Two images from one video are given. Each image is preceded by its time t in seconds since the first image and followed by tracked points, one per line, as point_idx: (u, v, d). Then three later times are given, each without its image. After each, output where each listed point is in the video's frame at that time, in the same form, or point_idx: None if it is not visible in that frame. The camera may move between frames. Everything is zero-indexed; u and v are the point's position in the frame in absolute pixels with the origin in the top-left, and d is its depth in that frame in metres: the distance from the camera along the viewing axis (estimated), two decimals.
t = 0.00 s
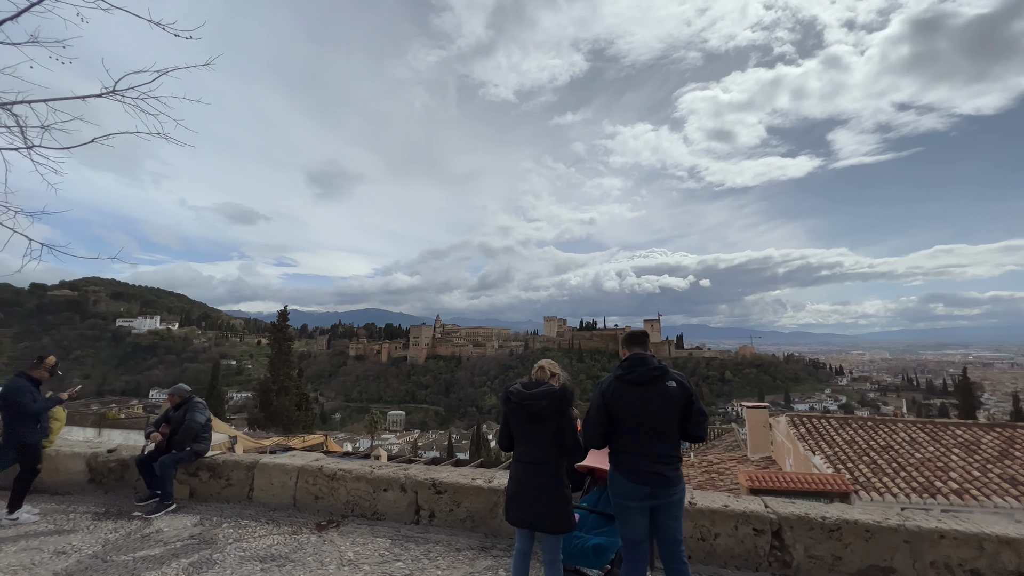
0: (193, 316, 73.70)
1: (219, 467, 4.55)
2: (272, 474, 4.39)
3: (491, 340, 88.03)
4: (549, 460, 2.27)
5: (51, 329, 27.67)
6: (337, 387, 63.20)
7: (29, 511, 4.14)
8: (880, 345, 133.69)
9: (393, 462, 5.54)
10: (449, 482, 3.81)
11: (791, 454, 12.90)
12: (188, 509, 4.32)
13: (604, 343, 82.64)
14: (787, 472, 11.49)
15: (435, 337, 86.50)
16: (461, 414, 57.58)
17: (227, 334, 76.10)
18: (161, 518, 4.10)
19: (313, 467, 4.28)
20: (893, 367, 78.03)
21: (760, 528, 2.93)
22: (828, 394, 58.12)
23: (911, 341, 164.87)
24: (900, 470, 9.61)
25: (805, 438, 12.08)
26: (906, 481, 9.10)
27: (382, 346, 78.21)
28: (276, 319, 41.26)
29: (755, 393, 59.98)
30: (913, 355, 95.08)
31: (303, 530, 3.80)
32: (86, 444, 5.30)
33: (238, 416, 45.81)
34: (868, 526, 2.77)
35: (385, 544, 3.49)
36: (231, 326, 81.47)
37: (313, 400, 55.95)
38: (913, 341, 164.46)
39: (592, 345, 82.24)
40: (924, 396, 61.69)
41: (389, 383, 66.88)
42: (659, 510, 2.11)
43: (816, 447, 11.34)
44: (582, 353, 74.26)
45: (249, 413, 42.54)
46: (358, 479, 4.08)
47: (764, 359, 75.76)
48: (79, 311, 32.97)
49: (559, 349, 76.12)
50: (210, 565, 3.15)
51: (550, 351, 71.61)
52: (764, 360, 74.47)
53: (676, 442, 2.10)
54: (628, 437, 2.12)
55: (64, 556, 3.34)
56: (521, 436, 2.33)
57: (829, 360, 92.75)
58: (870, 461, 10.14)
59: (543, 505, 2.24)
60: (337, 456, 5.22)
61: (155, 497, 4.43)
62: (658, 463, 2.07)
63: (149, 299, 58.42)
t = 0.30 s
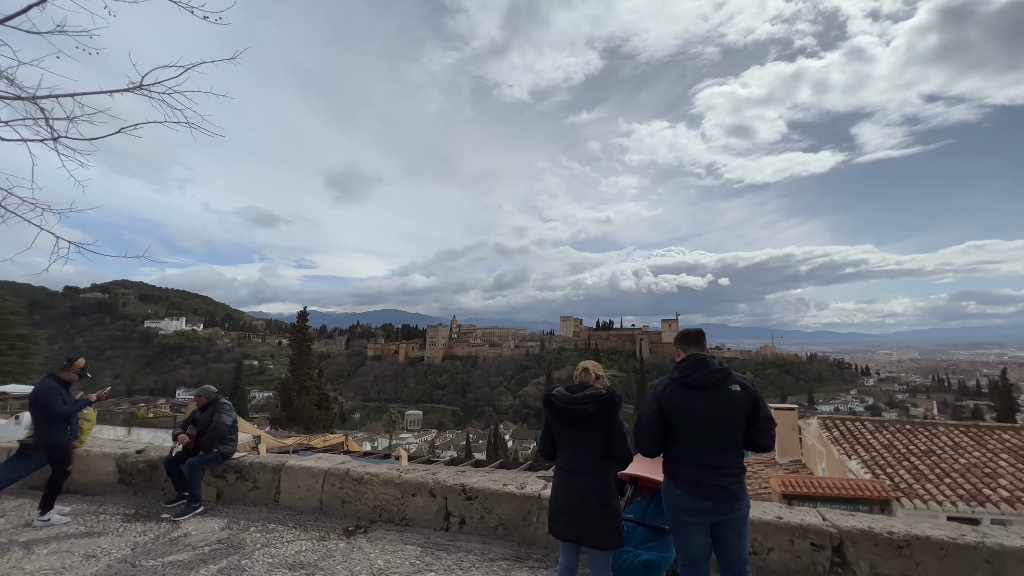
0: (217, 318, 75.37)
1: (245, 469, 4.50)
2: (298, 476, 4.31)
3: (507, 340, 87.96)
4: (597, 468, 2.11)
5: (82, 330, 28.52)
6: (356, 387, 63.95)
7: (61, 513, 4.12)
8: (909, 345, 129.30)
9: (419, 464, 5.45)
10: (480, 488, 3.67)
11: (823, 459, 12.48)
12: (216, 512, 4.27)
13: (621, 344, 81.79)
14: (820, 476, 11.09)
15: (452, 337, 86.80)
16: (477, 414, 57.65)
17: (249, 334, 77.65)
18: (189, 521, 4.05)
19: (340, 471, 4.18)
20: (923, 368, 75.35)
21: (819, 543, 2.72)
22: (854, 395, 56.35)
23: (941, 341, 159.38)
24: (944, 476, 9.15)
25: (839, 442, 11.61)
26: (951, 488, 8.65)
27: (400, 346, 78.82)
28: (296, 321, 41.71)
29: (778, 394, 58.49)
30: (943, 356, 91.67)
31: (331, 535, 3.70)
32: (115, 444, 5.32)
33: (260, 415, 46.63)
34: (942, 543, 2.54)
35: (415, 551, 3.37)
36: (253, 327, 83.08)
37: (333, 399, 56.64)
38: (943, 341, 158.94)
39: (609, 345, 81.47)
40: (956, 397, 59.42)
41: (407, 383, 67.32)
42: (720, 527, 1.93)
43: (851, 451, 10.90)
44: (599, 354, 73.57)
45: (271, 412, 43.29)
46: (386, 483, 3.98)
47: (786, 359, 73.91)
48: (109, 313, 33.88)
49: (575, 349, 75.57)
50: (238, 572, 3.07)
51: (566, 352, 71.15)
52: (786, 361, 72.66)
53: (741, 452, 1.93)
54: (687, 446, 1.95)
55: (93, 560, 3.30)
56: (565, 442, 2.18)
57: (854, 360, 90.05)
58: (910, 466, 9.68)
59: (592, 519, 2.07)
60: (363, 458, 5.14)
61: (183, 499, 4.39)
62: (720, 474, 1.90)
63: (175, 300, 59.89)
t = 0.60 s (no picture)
0: (239, 317, 76.94)
1: (271, 467, 4.44)
2: (324, 475, 4.24)
3: (523, 338, 87.81)
4: (650, 473, 1.95)
5: (111, 329, 29.37)
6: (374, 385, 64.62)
7: (90, 509, 4.11)
8: (937, 343, 125.12)
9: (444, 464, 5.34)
10: (511, 490, 3.53)
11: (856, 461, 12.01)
12: (243, 510, 4.23)
13: (638, 342, 80.90)
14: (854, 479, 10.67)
15: (468, 336, 87.05)
16: (493, 411, 57.73)
17: (271, 333, 79.08)
18: (216, 519, 4.01)
19: (366, 470, 4.09)
20: (953, 366, 72.75)
21: (884, 554, 2.51)
22: (880, 395, 54.66)
23: (972, 339, 153.82)
24: (991, 480, 8.69)
25: (874, 443, 11.15)
26: (999, 492, 8.20)
27: (416, 344, 79.33)
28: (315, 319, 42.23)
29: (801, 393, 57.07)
30: (975, 354, 88.37)
31: (359, 536, 3.62)
32: (145, 441, 5.35)
33: (281, 412, 47.45)
34: None
35: (445, 555, 3.24)
36: (274, 326, 84.59)
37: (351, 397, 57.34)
38: (974, 339, 153.40)
39: (626, 344, 80.68)
40: (989, 397, 57.21)
41: (424, 381, 67.74)
42: (791, 539, 1.77)
43: (888, 453, 10.45)
44: (615, 352, 72.94)
45: (292, 409, 44.02)
46: (413, 484, 3.87)
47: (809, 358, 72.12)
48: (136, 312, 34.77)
49: (592, 348, 75.02)
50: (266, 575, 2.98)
51: (582, 350, 70.68)
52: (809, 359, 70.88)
53: (812, 458, 1.76)
54: (751, 448, 1.79)
55: (123, 558, 3.26)
56: (614, 443, 2.02)
57: (880, 359, 87.41)
58: (952, 469, 9.24)
59: (644, 528, 1.91)
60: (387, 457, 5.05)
61: (210, 497, 4.36)
62: (790, 481, 1.73)
63: (199, 300, 61.26)
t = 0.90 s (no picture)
0: (253, 314, 77.92)
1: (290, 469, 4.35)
2: (343, 477, 4.13)
3: (533, 335, 87.61)
4: (705, 483, 1.79)
5: (131, 327, 29.90)
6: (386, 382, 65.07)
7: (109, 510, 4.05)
8: (956, 339, 122.30)
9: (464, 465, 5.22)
10: (538, 495, 3.38)
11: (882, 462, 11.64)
12: (261, 512, 4.14)
13: (650, 339, 80.19)
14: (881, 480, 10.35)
15: (479, 332, 87.14)
16: (504, 408, 57.80)
17: (285, 330, 79.98)
18: (235, 521, 3.93)
19: (387, 472, 3.97)
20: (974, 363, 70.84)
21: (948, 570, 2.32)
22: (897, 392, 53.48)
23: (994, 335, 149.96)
24: None
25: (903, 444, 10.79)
26: None
27: (428, 341, 79.57)
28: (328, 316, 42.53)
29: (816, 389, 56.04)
30: (997, 350, 85.99)
31: (381, 541, 3.50)
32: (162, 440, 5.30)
33: (296, 408, 48.01)
34: None
35: (471, 562, 3.11)
36: (288, 323, 85.56)
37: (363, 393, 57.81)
38: (996, 334, 149.57)
39: (637, 340, 80.06)
40: (1012, 395, 55.63)
41: (435, 377, 67.99)
42: (867, 560, 1.60)
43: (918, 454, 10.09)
44: (627, 348, 72.43)
45: (306, 405, 44.48)
46: (436, 487, 3.74)
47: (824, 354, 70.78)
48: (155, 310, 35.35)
49: (603, 344, 74.54)
50: None
51: (593, 347, 70.24)
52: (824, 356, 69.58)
53: (892, 470, 1.58)
54: (822, 457, 1.62)
55: (142, 562, 3.19)
56: (662, 451, 1.86)
57: (898, 355, 85.51)
58: (987, 471, 8.88)
59: (698, 544, 1.75)
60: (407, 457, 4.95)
61: (228, 498, 4.29)
62: (867, 496, 1.56)
63: (215, 298, 62.13)
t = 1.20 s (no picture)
0: (260, 310, 78.25)
1: (299, 466, 4.24)
2: (353, 476, 4.01)
3: (539, 330, 87.40)
4: (753, 489, 1.63)
5: (140, 323, 30.07)
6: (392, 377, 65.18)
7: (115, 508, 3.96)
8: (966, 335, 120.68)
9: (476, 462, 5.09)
10: (557, 495, 3.23)
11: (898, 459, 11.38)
12: (270, 511, 4.02)
13: (655, 334, 79.74)
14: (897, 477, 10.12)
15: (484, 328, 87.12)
16: (510, 404, 57.78)
17: (291, 326, 80.32)
18: (243, 520, 3.82)
19: (398, 470, 3.84)
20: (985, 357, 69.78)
21: None
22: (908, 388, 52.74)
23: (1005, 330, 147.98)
24: None
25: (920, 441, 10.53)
26: None
27: (433, 337, 79.61)
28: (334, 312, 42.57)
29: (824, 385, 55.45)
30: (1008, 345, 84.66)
31: (393, 542, 3.37)
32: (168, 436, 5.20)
33: (303, 403, 48.22)
34: None
35: (488, 566, 2.97)
36: (294, 319, 85.89)
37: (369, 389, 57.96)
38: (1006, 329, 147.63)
39: (643, 336, 79.65)
40: None
41: (440, 373, 68.05)
42: None
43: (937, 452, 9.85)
44: (632, 344, 72.12)
45: (313, 401, 44.63)
46: (449, 486, 3.60)
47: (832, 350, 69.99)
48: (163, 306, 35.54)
49: (608, 339, 74.23)
50: None
51: (598, 343, 69.92)
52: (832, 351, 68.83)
53: (972, 475, 1.41)
54: (891, 460, 1.45)
55: (148, 563, 3.08)
56: (704, 452, 1.70)
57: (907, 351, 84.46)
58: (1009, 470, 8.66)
59: (747, 553, 1.59)
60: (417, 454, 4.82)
61: (236, 496, 4.17)
62: (946, 505, 1.39)
63: (222, 294, 62.41)
